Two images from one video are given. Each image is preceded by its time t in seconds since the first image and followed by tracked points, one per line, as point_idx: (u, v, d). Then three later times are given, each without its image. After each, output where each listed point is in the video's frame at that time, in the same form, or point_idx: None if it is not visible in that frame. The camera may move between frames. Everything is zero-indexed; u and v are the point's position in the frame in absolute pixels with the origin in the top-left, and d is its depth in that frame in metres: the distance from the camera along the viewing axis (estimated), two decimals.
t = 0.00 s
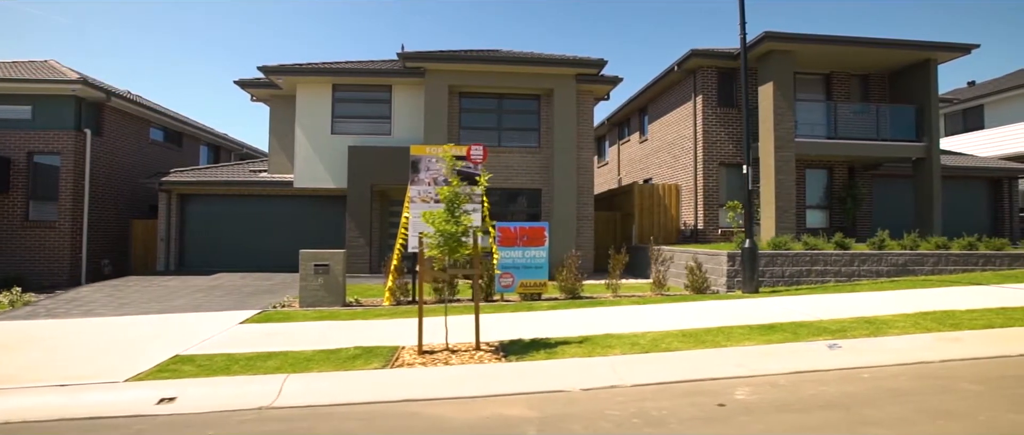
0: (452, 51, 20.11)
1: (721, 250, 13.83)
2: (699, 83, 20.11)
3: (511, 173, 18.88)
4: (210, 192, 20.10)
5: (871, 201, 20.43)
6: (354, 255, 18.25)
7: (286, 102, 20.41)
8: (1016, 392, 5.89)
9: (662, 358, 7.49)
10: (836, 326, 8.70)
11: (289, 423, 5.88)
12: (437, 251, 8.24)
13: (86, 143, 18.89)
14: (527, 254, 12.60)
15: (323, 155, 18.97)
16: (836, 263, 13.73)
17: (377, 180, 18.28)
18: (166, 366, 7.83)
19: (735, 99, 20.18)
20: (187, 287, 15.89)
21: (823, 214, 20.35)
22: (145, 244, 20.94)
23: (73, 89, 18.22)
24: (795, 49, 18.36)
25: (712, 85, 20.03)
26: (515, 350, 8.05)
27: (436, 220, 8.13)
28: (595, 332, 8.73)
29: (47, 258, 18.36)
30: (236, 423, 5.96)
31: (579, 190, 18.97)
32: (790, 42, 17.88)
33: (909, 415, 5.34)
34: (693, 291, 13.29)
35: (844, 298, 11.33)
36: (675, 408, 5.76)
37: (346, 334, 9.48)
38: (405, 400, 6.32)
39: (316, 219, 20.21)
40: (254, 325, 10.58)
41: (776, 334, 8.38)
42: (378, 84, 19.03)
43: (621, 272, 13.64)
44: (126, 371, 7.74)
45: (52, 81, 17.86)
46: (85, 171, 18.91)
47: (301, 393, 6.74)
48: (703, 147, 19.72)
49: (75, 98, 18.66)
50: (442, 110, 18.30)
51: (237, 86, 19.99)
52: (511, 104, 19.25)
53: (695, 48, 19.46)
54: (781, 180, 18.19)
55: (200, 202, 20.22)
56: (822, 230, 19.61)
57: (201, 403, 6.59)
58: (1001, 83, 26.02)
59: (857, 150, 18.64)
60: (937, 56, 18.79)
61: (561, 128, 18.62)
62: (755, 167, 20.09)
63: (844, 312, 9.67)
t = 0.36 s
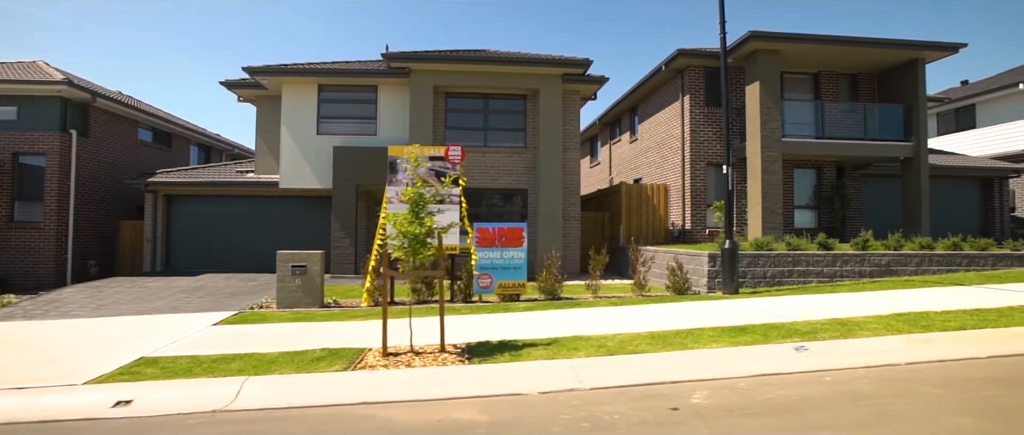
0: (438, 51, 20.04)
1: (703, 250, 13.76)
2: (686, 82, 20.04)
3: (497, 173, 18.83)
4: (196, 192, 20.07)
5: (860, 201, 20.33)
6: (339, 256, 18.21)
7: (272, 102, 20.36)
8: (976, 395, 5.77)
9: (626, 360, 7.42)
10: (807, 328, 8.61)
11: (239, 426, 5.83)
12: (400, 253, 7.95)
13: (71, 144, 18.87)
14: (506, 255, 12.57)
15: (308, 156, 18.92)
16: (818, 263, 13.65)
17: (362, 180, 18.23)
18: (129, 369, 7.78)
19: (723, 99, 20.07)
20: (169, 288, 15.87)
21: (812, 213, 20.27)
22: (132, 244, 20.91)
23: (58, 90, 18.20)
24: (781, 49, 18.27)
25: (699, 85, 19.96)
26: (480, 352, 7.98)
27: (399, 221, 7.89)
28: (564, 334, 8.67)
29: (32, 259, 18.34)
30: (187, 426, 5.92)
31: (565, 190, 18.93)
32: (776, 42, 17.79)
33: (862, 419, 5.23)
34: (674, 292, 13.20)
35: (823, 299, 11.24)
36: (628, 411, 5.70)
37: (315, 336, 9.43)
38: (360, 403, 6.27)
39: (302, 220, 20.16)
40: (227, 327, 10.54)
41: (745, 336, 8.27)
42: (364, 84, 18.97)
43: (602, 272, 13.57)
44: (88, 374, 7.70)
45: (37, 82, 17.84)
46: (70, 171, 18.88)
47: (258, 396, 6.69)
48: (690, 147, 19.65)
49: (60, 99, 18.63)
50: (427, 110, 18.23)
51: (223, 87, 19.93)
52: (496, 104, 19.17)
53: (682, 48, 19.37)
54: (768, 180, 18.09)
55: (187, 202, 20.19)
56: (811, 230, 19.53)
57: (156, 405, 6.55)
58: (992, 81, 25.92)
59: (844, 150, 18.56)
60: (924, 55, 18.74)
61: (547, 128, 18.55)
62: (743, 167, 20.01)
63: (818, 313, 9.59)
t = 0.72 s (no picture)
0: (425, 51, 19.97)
1: (684, 251, 13.68)
2: (674, 82, 19.97)
3: (483, 174, 18.77)
4: (183, 193, 20.04)
5: (849, 201, 20.22)
6: (324, 256, 18.16)
7: (259, 103, 20.33)
8: (935, 399, 5.68)
9: (589, 362, 7.33)
10: (778, 330, 8.52)
11: (188, 430, 5.77)
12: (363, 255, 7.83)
13: (57, 144, 18.84)
14: (484, 256, 12.50)
15: (294, 156, 18.90)
16: (800, 264, 13.56)
17: (347, 181, 18.19)
18: (91, 371, 7.74)
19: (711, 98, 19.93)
20: (152, 289, 15.84)
21: (800, 214, 20.18)
22: (120, 245, 20.90)
23: (43, 91, 18.18)
24: (768, 48, 18.16)
25: (686, 85, 19.89)
26: (445, 354, 7.91)
27: (362, 223, 7.78)
28: (534, 336, 8.59)
29: (18, 260, 18.33)
30: (136, 430, 5.87)
31: (551, 190, 18.88)
32: (762, 41, 17.70)
33: (815, 424, 5.14)
34: (655, 293, 13.10)
35: (801, 300, 11.15)
36: (579, 415, 5.63)
37: (285, 338, 9.38)
38: (313, 407, 6.22)
39: (289, 220, 20.12)
40: (200, 329, 10.49)
41: (714, 339, 8.18)
42: (349, 84, 18.91)
43: (582, 273, 13.50)
44: (50, 376, 7.66)
45: (21, 83, 17.82)
46: (56, 173, 18.86)
47: (214, 399, 6.64)
48: (677, 147, 19.57)
49: (46, 100, 18.61)
50: (412, 110, 18.18)
51: (209, 88, 19.90)
52: (483, 104, 19.09)
53: (668, 47, 19.30)
54: (755, 181, 17.99)
55: (174, 203, 20.17)
56: (800, 231, 19.44)
57: (111, 408, 6.50)
58: (985, 81, 25.82)
59: (832, 150, 18.47)
60: (912, 54, 18.67)
61: (533, 128, 18.48)
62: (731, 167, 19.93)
63: (793, 315, 9.51)
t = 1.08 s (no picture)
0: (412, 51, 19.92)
1: (666, 252, 13.60)
2: (662, 82, 19.90)
3: (470, 174, 18.72)
4: (170, 194, 20.00)
5: (838, 201, 20.11)
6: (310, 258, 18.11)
7: (246, 104, 20.31)
8: (891, 403, 5.62)
9: (553, 365, 7.27)
10: (748, 333, 8.44)
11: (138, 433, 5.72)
12: (328, 256, 7.80)
13: (43, 146, 18.84)
14: (462, 257, 12.43)
15: (280, 157, 18.87)
16: (782, 265, 13.48)
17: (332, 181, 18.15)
18: (54, 374, 7.70)
19: (699, 98, 19.85)
20: (136, 290, 15.81)
21: (789, 214, 20.08)
22: (107, 247, 20.88)
23: (29, 92, 18.18)
24: (756, 47, 18.03)
25: (674, 85, 19.82)
26: (410, 357, 7.86)
27: (326, 224, 7.74)
28: (502, 339, 8.53)
29: (3, 261, 18.32)
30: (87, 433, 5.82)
31: (538, 191, 18.83)
32: (749, 41, 17.61)
33: (765, 429, 5.07)
34: (636, 294, 13.02)
35: (779, 301, 11.07)
36: (532, 419, 5.58)
37: (255, 340, 9.33)
38: (268, 410, 6.17)
39: (276, 221, 20.07)
40: (173, 330, 10.45)
41: (682, 341, 8.10)
42: (335, 85, 18.88)
43: (562, 274, 13.51)
44: (11, 379, 7.60)
45: (7, 85, 17.82)
46: (42, 174, 18.86)
47: (171, 403, 6.58)
48: (665, 148, 19.49)
49: (32, 101, 18.61)
50: (397, 111, 18.12)
51: (196, 88, 19.86)
52: (469, 105, 19.04)
53: (655, 47, 19.22)
54: (742, 181, 17.90)
55: (161, 204, 20.15)
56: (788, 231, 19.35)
57: (66, 412, 6.45)
58: (976, 80, 25.73)
59: (820, 150, 18.37)
60: (900, 54, 18.58)
61: (519, 128, 18.42)
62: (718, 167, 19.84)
63: (766, 317, 9.45)
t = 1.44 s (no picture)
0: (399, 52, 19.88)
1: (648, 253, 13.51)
2: (649, 82, 19.83)
3: (456, 174, 18.68)
4: (157, 195, 20.00)
5: (827, 201, 20.00)
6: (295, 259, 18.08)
7: (234, 105, 20.29)
8: (844, 409, 5.57)
9: (514, 368, 7.21)
10: (717, 335, 8.37)
11: None
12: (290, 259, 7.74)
13: (29, 147, 18.86)
14: (441, 259, 12.36)
15: (266, 158, 18.85)
16: (765, 266, 13.38)
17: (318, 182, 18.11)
18: (16, 377, 7.67)
19: (687, 98, 19.77)
20: (119, 291, 15.82)
21: (778, 214, 19.97)
22: (95, 248, 20.88)
23: (15, 94, 18.20)
24: (743, 47, 17.94)
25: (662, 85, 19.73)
26: (373, 360, 7.80)
27: (288, 226, 7.66)
28: (470, 341, 8.47)
29: None
30: None
31: (524, 191, 18.77)
32: (736, 40, 17.51)
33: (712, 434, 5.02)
34: (616, 296, 12.94)
35: (757, 303, 10.98)
36: (481, 423, 5.52)
37: (225, 342, 9.30)
38: (222, 413, 6.13)
39: (263, 222, 20.06)
40: (147, 332, 10.43)
41: (649, 344, 8.04)
42: (321, 86, 18.84)
43: (542, 275, 13.51)
44: None
45: None
46: (28, 175, 18.87)
47: (126, 406, 6.54)
48: (653, 148, 19.40)
49: (18, 103, 18.63)
50: (383, 112, 18.07)
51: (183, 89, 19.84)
52: (456, 105, 19.00)
53: (642, 47, 19.12)
54: (729, 181, 17.81)
55: (148, 205, 20.14)
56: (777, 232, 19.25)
57: (21, 414, 6.42)
58: (969, 80, 25.57)
59: (807, 150, 18.26)
60: (889, 53, 18.46)
61: (505, 129, 18.36)
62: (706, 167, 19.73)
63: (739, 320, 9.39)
